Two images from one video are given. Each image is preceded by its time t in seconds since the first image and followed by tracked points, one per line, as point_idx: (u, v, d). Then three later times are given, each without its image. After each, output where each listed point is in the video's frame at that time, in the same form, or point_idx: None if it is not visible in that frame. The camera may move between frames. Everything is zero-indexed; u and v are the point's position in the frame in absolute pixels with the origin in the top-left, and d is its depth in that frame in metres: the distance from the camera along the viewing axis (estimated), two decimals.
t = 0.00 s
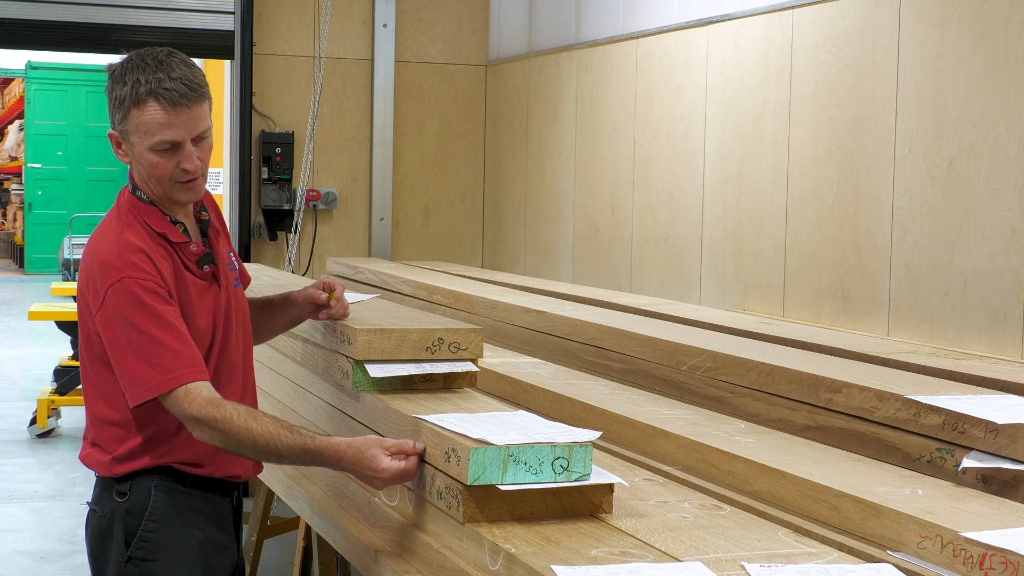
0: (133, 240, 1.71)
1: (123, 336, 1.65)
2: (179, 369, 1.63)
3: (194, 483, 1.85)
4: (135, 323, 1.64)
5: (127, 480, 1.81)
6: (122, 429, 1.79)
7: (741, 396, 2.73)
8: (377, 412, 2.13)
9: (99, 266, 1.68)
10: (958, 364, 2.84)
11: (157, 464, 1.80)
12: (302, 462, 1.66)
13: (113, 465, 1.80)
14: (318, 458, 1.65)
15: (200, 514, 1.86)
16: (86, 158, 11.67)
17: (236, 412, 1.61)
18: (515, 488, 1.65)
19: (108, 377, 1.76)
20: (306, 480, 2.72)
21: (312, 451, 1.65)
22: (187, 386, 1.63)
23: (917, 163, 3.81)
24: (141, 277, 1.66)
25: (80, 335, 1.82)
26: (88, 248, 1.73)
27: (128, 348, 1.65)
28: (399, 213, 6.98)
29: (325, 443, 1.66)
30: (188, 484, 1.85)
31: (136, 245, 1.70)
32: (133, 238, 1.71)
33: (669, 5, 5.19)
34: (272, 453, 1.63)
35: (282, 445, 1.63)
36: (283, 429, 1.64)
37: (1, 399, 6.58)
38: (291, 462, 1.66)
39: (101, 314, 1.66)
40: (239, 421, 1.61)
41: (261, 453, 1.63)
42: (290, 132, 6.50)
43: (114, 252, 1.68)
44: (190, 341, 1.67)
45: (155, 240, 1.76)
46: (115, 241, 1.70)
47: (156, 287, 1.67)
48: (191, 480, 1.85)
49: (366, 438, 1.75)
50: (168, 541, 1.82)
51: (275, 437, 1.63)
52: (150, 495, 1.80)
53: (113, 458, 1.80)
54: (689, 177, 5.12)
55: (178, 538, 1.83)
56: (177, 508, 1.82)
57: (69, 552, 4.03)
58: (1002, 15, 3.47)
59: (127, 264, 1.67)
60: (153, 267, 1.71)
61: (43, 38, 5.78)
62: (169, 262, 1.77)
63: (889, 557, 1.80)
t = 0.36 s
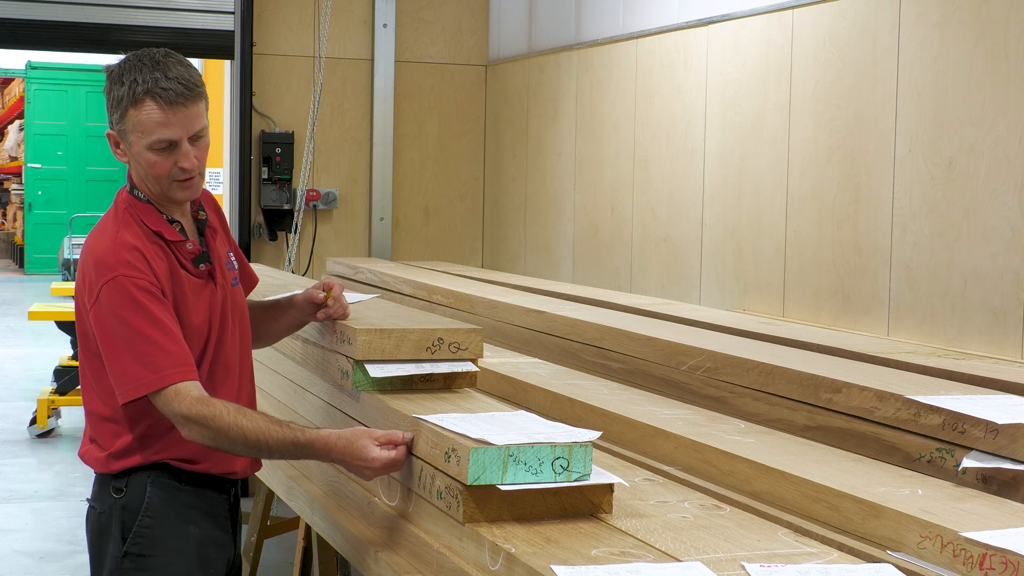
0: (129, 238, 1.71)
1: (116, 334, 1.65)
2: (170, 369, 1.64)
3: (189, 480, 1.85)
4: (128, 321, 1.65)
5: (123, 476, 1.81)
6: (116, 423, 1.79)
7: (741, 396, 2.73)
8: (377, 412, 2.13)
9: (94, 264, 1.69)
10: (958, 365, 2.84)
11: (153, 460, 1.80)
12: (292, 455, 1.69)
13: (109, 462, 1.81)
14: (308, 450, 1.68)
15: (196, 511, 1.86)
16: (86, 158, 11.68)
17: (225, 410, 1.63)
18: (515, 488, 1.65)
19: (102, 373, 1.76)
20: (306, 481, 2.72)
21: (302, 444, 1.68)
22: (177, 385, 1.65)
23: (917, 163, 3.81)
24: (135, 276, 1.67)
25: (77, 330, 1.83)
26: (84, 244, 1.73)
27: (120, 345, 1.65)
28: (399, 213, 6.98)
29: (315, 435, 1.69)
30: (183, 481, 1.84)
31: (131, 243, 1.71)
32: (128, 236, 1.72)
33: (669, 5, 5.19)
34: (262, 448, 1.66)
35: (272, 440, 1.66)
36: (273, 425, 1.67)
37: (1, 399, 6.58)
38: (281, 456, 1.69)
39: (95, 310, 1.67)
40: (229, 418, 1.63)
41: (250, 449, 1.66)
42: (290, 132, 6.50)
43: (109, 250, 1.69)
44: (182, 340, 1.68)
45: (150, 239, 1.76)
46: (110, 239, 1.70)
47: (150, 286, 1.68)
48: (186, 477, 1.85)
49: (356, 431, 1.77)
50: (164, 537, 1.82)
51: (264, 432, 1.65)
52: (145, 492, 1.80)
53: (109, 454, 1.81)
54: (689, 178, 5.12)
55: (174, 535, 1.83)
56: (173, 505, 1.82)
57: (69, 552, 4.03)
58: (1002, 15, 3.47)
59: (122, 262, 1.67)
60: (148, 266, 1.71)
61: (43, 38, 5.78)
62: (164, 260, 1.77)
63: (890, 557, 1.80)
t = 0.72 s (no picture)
0: (122, 237, 1.71)
1: (107, 332, 1.66)
2: (161, 368, 1.65)
3: (187, 477, 1.85)
4: (119, 320, 1.65)
5: (122, 474, 1.82)
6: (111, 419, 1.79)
7: (741, 396, 2.73)
8: (377, 412, 2.13)
9: (87, 262, 1.69)
10: (958, 365, 2.84)
11: (150, 458, 1.80)
12: (283, 449, 1.71)
13: (106, 460, 1.81)
14: (300, 443, 1.70)
15: (194, 509, 1.86)
16: (86, 158, 11.69)
17: (216, 408, 1.64)
18: (515, 488, 1.65)
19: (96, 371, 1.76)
20: (307, 481, 2.72)
21: (293, 437, 1.69)
22: (168, 385, 1.65)
23: (917, 163, 3.81)
24: (127, 274, 1.67)
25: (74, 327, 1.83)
26: (78, 243, 1.74)
27: (112, 344, 1.66)
28: (399, 213, 6.98)
29: (306, 427, 1.71)
30: (181, 478, 1.84)
31: (124, 242, 1.71)
32: (122, 235, 1.72)
33: (669, 5, 5.19)
34: (254, 442, 1.67)
35: (264, 434, 1.68)
36: (264, 420, 1.68)
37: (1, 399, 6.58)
38: (273, 450, 1.71)
39: (88, 308, 1.67)
40: (220, 415, 1.64)
41: (243, 445, 1.67)
42: (290, 132, 6.50)
43: (103, 248, 1.69)
44: (174, 340, 1.69)
45: (144, 237, 1.76)
46: (105, 239, 1.70)
47: (142, 285, 1.68)
48: (184, 475, 1.85)
49: (347, 421, 1.79)
50: (161, 534, 1.82)
51: (255, 427, 1.67)
52: (142, 489, 1.80)
53: (106, 452, 1.81)
54: (689, 178, 5.12)
55: (172, 532, 1.83)
56: (170, 503, 1.82)
57: (69, 552, 4.03)
58: (1003, 15, 3.47)
59: (114, 261, 1.67)
60: (141, 264, 1.71)
61: (43, 38, 5.77)
62: (158, 260, 1.77)
63: (889, 557, 1.80)
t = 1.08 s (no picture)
0: (117, 238, 1.71)
1: (101, 332, 1.66)
2: (154, 369, 1.65)
3: (187, 476, 1.85)
4: (113, 320, 1.65)
5: (122, 474, 1.82)
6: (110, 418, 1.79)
7: (741, 396, 2.73)
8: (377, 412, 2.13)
9: (82, 263, 1.69)
10: (958, 365, 2.84)
11: (149, 457, 1.80)
12: (280, 444, 1.71)
13: (106, 460, 1.82)
14: (295, 437, 1.71)
15: (193, 507, 1.86)
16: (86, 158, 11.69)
17: (211, 407, 1.65)
18: (515, 488, 1.65)
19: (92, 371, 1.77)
20: (307, 481, 2.72)
21: (288, 431, 1.70)
22: (161, 385, 1.65)
23: (917, 163, 3.81)
24: (121, 275, 1.67)
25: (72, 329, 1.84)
26: (74, 244, 1.74)
27: (106, 345, 1.66)
28: (399, 213, 6.98)
29: (301, 421, 1.72)
30: (181, 477, 1.84)
31: (118, 243, 1.71)
32: (116, 235, 1.72)
33: (669, 5, 5.19)
34: (250, 439, 1.68)
35: (259, 430, 1.69)
36: (258, 417, 1.69)
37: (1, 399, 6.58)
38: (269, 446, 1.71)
39: (82, 308, 1.68)
40: (214, 414, 1.65)
41: (240, 442, 1.68)
42: (290, 132, 6.50)
43: (97, 249, 1.69)
44: (168, 340, 1.69)
45: (138, 237, 1.76)
46: (100, 239, 1.70)
47: (136, 285, 1.68)
48: (184, 474, 1.85)
49: (341, 413, 1.80)
50: (160, 533, 1.82)
51: (250, 424, 1.68)
52: (141, 488, 1.80)
53: (105, 452, 1.81)
54: (689, 178, 5.12)
55: (171, 530, 1.83)
56: (168, 501, 1.82)
57: (69, 552, 4.03)
58: (1003, 15, 3.47)
59: (108, 261, 1.67)
60: (135, 265, 1.71)
61: (43, 38, 5.77)
62: (153, 260, 1.77)
63: (889, 557, 1.80)
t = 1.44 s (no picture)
0: (114, 238, 1.71)
1: (99, 332, 1.66)
2: (151, 368, 1.65)
3: (187, 476, 1.85)
4: (110, 320, 1.65)
5: (122, 473, 1.82)
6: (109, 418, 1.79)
7: (741, 395, 2.73)
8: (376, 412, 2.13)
9: (80, 263, 1.69)
10: (958, 365, 2.84)
11: (148, 456, 1.80)
12: (278, 440, 1.72)
13: (106, 459, 1.82)
14: (293, 433, 1.71)
15: (193, 506, 1.86)
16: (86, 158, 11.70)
17: (209, 406, 1.66)
18: (514, 488, 1.65)
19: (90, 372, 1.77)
20: (307, 481, 2.71)
21: (286, 427, 1.71)
22: (158, 385, 1.65)
23: (917, 163, 3.81)
24: (118, 275, 1.67)
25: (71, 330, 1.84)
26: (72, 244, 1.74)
27: (104, 345, 1.66)
28: (399, 213, 6.98)
29: (299, 417, 1.72)
30: (180, 477, 1.84)
31: (115, 242, 1.71)
32: (113, 236, 1.72)
33: (669, 5, 5.19)
34: (248, 437, 1.69)
35: (257, 427, 1.69)
36: (256, 414, 1.69)
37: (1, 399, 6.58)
38: (267, 442, 1.72)
39: (80, 307, 1.68)
40: (212, 413, 1.65)
41: (239, 440, 1.69)
42: (290, 132, 6.50)
43: (95, 249, 1.69)
44: (165, 340, 1.69)
45: (136, 237, 1.76)
46: (99, 240, 1.70)
47: (133, 285, 1.68)
48: (183, 474, 1.85)
49: (340, 408, 1.80)
50: (160, 532, 1.82)
51: (247, 421, 1.68)
52: (141, 488, 1.80)
53: (105, 452, 1.81)
54: (689, 178, 5.12)
55: (170, 529, 1.83)
56: (168, 501, 1.82)
57: (69, 552, 4.03)
58: (1003, 15, 3.47)
59: (105, 261, 1.67)
60: (132, 264, 1.71)
61: (43, 38, 5.77)
62: (151, 259, 1.77)
63: (889, 557, 1.80)
